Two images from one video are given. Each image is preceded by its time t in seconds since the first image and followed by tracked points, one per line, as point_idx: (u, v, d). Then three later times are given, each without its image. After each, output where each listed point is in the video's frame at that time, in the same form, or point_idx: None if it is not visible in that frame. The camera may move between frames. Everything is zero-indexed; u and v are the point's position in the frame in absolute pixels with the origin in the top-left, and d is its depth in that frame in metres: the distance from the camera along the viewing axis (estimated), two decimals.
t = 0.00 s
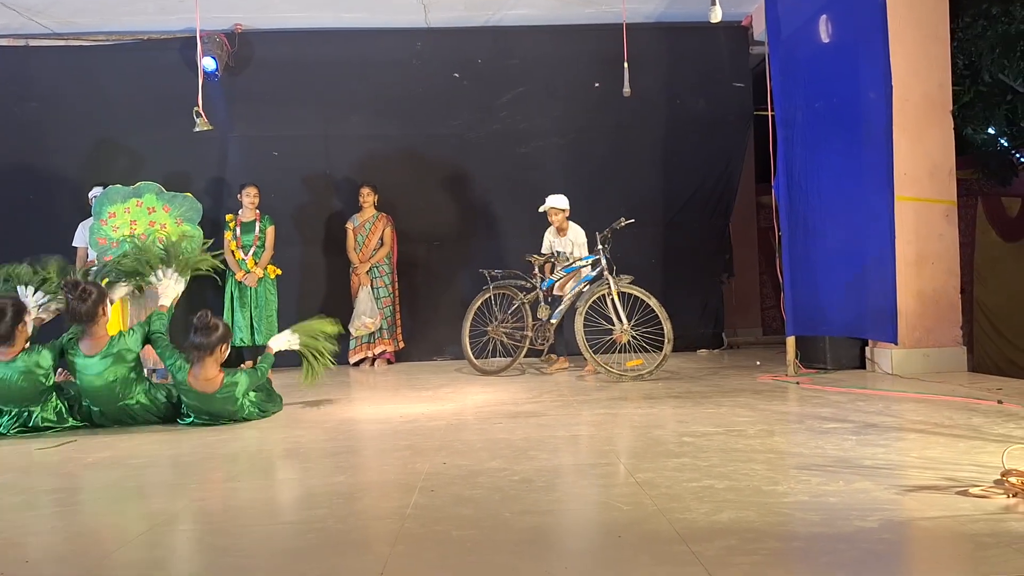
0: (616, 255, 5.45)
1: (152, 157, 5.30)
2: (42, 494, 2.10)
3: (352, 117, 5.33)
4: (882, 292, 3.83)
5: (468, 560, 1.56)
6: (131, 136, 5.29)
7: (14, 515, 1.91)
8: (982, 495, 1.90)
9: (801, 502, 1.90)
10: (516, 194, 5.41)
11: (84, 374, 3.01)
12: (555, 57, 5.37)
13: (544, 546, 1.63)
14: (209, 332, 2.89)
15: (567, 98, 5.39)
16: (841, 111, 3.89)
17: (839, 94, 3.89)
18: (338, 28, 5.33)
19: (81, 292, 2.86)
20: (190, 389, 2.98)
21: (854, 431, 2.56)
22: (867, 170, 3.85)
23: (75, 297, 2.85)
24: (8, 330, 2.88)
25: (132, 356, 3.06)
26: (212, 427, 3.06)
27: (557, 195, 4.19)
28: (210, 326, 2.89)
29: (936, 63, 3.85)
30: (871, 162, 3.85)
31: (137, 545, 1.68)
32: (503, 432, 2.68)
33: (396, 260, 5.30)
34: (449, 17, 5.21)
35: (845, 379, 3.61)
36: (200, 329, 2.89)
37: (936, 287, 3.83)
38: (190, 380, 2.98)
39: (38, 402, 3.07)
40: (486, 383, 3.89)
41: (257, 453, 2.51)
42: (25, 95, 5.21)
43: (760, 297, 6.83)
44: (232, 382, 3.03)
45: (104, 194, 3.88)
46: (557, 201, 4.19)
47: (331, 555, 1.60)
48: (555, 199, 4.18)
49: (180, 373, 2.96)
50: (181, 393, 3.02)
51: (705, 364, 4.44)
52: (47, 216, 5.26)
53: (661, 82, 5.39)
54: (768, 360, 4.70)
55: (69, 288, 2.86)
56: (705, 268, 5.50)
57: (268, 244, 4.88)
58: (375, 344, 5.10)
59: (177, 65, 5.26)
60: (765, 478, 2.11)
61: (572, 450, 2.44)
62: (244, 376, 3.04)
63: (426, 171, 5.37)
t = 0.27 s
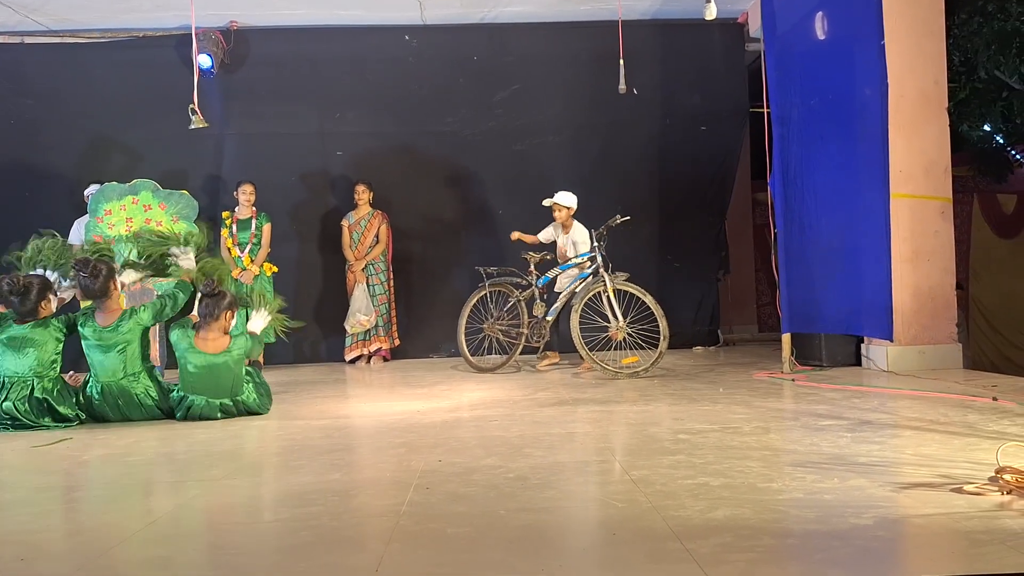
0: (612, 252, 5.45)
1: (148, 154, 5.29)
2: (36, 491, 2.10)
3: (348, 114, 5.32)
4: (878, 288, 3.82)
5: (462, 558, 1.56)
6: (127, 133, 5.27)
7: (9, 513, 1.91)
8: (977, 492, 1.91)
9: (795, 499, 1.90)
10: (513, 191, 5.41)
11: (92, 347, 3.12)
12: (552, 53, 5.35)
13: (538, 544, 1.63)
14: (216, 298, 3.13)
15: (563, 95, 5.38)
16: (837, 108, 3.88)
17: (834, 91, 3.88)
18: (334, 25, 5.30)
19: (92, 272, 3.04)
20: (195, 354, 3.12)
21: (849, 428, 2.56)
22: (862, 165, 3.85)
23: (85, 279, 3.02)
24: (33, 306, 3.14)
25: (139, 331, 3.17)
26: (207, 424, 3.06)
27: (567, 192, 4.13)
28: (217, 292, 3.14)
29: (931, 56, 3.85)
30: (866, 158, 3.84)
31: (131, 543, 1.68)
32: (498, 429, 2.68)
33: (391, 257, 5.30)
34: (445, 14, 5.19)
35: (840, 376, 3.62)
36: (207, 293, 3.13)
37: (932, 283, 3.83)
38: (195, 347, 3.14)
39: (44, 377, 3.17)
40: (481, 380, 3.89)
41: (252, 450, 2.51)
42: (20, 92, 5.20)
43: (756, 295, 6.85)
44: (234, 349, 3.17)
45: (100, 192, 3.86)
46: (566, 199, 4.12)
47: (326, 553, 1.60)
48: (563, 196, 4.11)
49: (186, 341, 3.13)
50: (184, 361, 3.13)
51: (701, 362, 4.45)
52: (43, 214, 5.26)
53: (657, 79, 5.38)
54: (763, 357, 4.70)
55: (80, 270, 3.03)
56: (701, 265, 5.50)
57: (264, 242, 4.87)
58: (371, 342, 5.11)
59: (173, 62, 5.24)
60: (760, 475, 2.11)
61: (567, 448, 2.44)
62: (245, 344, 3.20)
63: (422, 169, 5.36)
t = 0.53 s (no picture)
0: (609, 249, 5.45)
1: (145, 151, 5.27)
2: (33, 488, 2.10)
3: (345, 110, 5.30)
4: (875, 284, 3.84)
5: (458, 553, 1.56)
6: (124, 130, 5.26)
7: (6, 509, 1.91)
8: (974, 487, 1.91)
9: (793, 495, 1.90)
10: (510, 187, 5.40)
11: (104, 336, 3.16)
12: (549, 50, 5.34)
13: (535, 540, 1.64)
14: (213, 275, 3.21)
15: (561, 91, 5.37)
16: (835, 104, 3.88)
17: (832, 87, 3.88)
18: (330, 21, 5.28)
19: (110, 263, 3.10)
20: (197, 329, 3.22)
21: (846, 424, 2.57)
22: (860, 161, 3.86)
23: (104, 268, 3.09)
24: (45, 305, 3.16)
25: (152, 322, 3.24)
26: (204, 420, 3.06)
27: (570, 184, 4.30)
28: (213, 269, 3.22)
29: (928, 52, 3.85)
30: (864, 154, 3.85)
31: (128, 540, 1.68)
32: (495, 426, 2.68)
33: (388, 254, 5.29)
34: (442, 10, 5.17)
35: (837, 372, 3.62)
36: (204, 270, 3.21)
37: (929, 278, 3.84)
38: (197, 322, 3.24)
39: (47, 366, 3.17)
40: (478, 376, 3.90)
41: (249, 446, 2.51)
42: (16, 89, 5.18)
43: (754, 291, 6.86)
44: (233, 324, 3.28)
45: (95, 188, 3.78)
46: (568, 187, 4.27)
47: (323, 548, 1.61)
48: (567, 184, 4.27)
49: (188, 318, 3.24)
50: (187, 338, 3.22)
51: (698, 358, 4.45)
52: (40, 211, 5.25)
53: (654, 74, 5.37)
54: (760, 353, 4.70)
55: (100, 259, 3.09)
56: (698, 261, 5.49)
57: (261, 238, 4.88)
58: (368, 338, 5.10)
59: (169, 58, 5.23)
60: (756, 471, 2.11)
61: (564, 444, 2.44)
62: (244, 319, 3.31)
63: (419, 165, 5.35)
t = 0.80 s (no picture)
0: (607, 244, 5.45)
1: (143, 146, 5.26)
2: (31, 484, 2.10)
3: (342, 106, 5.29)
4: (872, 279, 3.85)
5: (455, 550, 1.56)
6: (122, 125, 5.25)
7: (4, 505, 1.91)
8: (970, 483, 1.91)
9: (790, 490, 1.91)
10: (509, 183, 5.40)
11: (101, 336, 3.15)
12: (547, 45, 5.33)
13: (532, 536, 1.64)
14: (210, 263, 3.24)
15: (559, 86, 5.36)
16: (832, 99, 3.88)
17: (830, 82, 3.88)
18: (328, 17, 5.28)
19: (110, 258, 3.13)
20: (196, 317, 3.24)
21: (843, 419, 2.57)
22: (857, 157, 3.86)
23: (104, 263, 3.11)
24: (37, 299, 3.16)
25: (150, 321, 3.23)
26: (202, 416, 3.06)
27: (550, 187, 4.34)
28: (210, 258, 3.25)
29: (926, 47, 3.83)
30: (862, 149, 3.84)
31: (125, 536, 1.68)
32: (493, 421, 2.68)
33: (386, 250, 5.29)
34: (439, 5, 5.16)
35: (835, 368, 3.63)
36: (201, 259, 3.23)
37: (927, 275, 3.83)
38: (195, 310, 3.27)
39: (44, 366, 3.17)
40: (476, 372, 3.90)
41: (247, 442, 2.51)
42: (13, 84, 5.17)
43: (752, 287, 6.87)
44: (231, 311, 3.30)
45: (92, 183, 3.77)
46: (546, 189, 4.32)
47: (320, 544, 1.61)
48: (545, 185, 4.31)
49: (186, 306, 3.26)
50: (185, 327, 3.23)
51: (697, 353, 4.45)
52: (38, 206, 5.24)
53: (652, 70, 5.35)
54: (758, 349, 4.71)
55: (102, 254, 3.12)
56: (697, 256, 5.49)
57: (261, 234, 4.88)
58: (366, 334, 5.10)
59: (167, 54, 5.22)
60: (754, 466, 2.11)
61: (562, 439, 2.44)
62: (242, 306, 3.33)
63: (417, 161, 5.34)
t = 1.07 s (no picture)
0: (605, 240, 5.45)
1: (141, 143, 5.25)
2: (30, 482, 2.10)
3: (340, 102, 5.28)
4: (870, 276, 3.84)
5: (452, 548, 1.57)
6: (119, 122, 5.23)
7: (4, 504, 1.92)
8: (966, 480, 1.92)
9: (787, 488, 1.92)
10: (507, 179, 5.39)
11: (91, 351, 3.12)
12: (545, 41, 5.32)
13: (530, 534, 1.65)
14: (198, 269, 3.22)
15: (558, 82, 5.35)
16: (830, 96, 3.87)
17: (827, 79, 3.87)
18: (325, 13, 5.27)
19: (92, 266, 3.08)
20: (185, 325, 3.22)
21: (840, 417, 2.58)
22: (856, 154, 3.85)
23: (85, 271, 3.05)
24: (16, 301, 3.09)
25: (138, 331, 3.18)
26: (202, 414, 3.07)
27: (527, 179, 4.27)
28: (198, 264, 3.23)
29: (924, 44, 3.83)
30: (860, 146, 3.84)
31: (125, 535, 1.69)
32: (491, 419, 2.69)
33: (385, 246, 5.29)
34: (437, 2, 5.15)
35: (833, 364, 3.63)
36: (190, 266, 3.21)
37: (925, 272, 3.84)
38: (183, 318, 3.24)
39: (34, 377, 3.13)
40: (475, 368, 3.91)
41: (246, 441, 2.51)
42: (10, 81, 5.16)
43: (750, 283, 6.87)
44: (220, 317, 3.28)
45: (91, 180, 3.76)
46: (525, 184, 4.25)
47: (318, 543, 1.62)
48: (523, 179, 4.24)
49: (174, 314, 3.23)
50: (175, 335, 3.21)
51: (695, 350, 4.46)
52: (36, 203, 5.23)
53: (651, 66, 5.34)
54: (756, 345, 4.72)
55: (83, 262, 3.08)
56: (695, 252, 5.49)
57: (261, 231, 4.87)
58: (365, 331, 5.11)
59: (164, 51, 5.20)
60: (751, 464, 2.12)
61: (560, 437, 2.45)
62: (231, 311, 3.31)
63: (416, 157, 5.34)
